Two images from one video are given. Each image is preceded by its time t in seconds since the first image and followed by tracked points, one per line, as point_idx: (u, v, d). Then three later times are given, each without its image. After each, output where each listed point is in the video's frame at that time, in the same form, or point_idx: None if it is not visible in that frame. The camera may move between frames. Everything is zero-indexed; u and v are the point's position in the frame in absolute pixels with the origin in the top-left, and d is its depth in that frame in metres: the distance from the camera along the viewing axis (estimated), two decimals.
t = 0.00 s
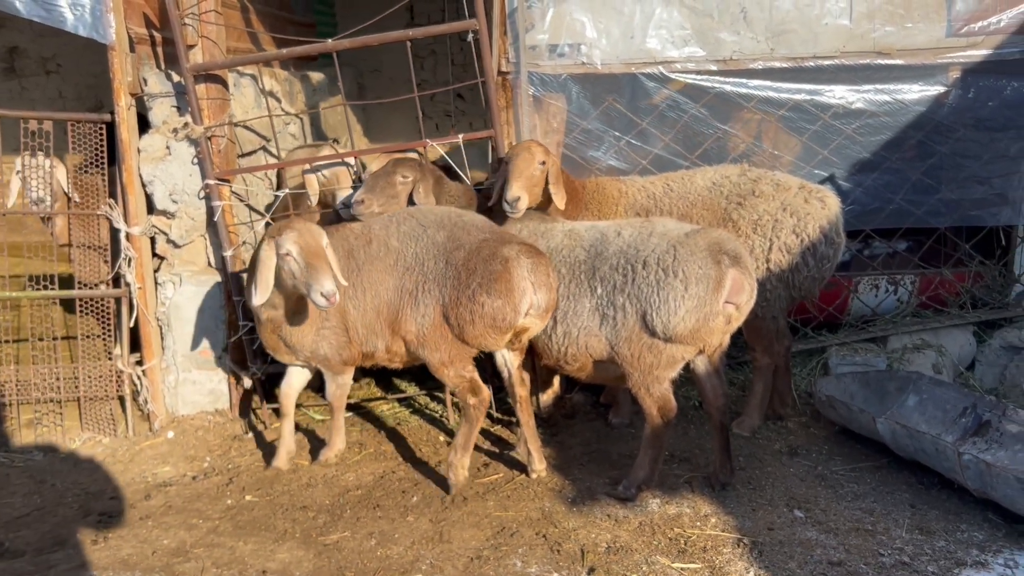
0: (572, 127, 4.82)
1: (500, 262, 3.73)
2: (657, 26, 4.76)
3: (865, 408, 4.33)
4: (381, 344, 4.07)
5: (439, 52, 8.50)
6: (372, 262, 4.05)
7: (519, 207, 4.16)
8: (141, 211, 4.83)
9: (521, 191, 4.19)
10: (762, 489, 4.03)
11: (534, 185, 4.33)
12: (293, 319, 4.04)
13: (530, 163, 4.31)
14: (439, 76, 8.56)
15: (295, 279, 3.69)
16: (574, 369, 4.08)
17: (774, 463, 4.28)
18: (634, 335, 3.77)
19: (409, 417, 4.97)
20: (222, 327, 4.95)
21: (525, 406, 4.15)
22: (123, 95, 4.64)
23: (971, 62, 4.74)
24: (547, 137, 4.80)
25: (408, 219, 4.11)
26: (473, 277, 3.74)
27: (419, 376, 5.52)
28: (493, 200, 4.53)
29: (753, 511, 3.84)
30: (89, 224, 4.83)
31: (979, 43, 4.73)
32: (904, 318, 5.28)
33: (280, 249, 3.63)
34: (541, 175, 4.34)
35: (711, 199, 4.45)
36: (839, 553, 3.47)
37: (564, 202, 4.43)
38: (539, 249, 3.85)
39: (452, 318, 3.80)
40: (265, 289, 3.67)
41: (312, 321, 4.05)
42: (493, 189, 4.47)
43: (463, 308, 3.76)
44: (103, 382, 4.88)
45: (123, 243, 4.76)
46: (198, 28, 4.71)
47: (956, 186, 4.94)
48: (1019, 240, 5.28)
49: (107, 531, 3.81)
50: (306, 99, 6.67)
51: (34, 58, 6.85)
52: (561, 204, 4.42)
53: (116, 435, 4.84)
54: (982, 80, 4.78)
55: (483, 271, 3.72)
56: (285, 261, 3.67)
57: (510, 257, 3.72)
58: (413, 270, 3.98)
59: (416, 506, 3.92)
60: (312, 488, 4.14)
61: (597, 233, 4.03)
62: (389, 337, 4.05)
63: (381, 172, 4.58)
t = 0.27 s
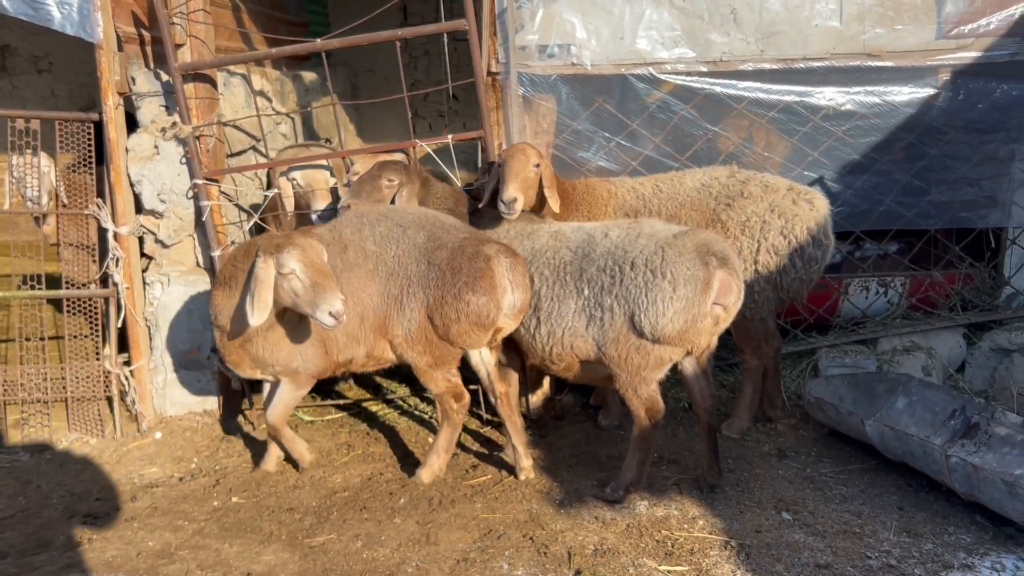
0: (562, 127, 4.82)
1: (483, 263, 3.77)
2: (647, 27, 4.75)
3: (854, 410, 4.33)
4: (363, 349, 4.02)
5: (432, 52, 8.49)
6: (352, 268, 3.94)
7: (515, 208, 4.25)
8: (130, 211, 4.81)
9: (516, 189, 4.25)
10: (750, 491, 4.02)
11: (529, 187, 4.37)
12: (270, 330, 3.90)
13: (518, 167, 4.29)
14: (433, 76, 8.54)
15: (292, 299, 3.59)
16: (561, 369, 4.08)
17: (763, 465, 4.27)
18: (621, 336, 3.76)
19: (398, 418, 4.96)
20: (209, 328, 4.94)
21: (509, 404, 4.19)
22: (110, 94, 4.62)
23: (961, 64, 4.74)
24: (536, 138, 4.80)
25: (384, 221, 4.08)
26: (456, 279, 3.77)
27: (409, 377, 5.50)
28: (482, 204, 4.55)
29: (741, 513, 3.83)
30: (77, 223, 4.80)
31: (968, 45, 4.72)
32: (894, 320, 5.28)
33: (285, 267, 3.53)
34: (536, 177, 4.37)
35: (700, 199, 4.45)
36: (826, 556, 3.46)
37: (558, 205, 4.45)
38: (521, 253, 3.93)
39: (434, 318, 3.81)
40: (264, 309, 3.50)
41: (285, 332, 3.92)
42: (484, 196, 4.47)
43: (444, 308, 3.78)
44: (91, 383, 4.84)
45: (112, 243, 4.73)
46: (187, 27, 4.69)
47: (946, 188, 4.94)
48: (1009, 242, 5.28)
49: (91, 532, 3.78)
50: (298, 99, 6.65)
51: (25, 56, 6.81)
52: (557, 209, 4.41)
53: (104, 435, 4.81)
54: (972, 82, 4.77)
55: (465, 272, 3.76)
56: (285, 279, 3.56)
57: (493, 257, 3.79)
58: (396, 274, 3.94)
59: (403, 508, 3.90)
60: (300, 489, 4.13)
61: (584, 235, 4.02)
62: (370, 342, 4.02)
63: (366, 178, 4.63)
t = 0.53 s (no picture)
0: (555, 128, 4.81)
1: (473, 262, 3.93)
2: (640, 27, 4.75)
3: (846, 411, 4.33)
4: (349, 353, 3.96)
5: (426, 52, 8.47)
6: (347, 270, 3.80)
7: (498, 216, 4.27)
8: (121, 211, 4.81)
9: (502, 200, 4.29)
10: (742, 492, 4.02)
11: (513, 193, 4.41)
12: (275, 348, 3.61)
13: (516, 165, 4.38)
14: (427, 76, 8.53)
15: (327, 309, 3.42)
16: (553, 370, 4.08)
17: (755, 466, 4.27)
18: (612, 337, 3.75)
19: (390, 418, 4.96)
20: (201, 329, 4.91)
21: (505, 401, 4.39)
22: (101, 93, 4.61)
23: (953, 65, 4.75)
24: (529, 138, 4.81)
25: (358, 220, 4.04)
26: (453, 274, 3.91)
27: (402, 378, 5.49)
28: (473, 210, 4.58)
29: (732, 514, 3.82)
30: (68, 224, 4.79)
31: (961, 46, 4.73)
32: (886, 321, 5.27)
33: (326, 274, 3.40)
34: (522, 182, 4.40)
35: (693, 200, 4.45)
36: (817, 557, 3.46)
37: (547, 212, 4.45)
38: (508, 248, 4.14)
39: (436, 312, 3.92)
40: (298, 319, 3.30)
41: (291, 349, 3.64)
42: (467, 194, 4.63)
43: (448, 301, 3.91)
44: (83, 383, 4.83)
45: (103, 243, 4.72)
46: (178, 26, 4.67)
47: (938, 189, 4.94)
48: (1000, 243, 5.27)
49: (81, 534, 3.77)
50: (292, 98, 6.64)
51: (18, 55, 6.74)
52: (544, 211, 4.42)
53: (95, 436, 4.80)
54: (964, 83, 4.78)
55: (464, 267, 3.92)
56: (322, 287, 3.40)
57: (478, 256, 3.97)
58: (389, 272, 3.92)
59: (394, 508, 3.89)
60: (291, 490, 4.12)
61: (575, 235, 4.01)
62: (365, 347, 3.92)
63: (356, 179, 4.62)
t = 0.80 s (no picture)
0: (548, 127, 4.80)
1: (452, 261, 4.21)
2: (633, 26, 4.75)
3: (840, 410, 4.33)
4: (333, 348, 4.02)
5: (420, 51, 8.47)
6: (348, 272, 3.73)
7: (477, 220, 4.20)
8: (112, 211, 4.79)
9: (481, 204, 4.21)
10: (736, 491, 4.02)
11: (496, 196, 4.32)
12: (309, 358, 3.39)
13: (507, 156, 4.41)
14: (421, 75, 8.52)
15: (382, 305, 3.19)
16: (547, 370, 4.07)
17: (749, 465, 4.27)
18: (606, 336, 3.74)
19: (384, 418, 4.95)
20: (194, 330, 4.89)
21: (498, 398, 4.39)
22: (93, 93, 4.59)
23: (946, 64, 4.75)
24: (522, 137, 4.79)
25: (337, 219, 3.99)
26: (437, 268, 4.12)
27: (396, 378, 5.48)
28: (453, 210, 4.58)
29: (726, 513, 3.82)
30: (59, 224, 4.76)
31: (953, 45, 4.75)
32: (879, 319, 5.27)
33: (383, 268, 3.16)
34: (504, 185, 4.32)
35: (686, 199, 4.44)
36: (811, 556, 3.46)
37: (525, 215, 4.31)
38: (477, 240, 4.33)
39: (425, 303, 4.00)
40: (357, 319, 3.04)
41: (317, 357, 3.44)
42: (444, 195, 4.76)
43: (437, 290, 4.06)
44: (75, 384, 4.79)
45: (94, 243, 4.70)
46: (170, 25, 4.66)
47: (931, 188, 4.95)
48: (993, 242, 5.27)
49: (72, 535, 3.75)
50: (285, 98, 6.62)
51: (10, 54, 6.71)
52: (521, 216, 4.27)
53: (87, 437, 4.78)
54: (957, 82, 4.78)
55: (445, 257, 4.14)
56: (379, 283, 3.16)
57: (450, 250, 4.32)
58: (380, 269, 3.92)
59: (388, 509, 3.88)
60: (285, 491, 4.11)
61: (569, 234, 4.01)
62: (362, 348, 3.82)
63: (340, 187, 4.66)
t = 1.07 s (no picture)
0: (543, 125, 4.80)
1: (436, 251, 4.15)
2: (628, 24, 4.73)
3: (835, 407, 4.34)
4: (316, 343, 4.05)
5: (413, 49, 8.44)
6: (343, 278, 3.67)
7: (468, 218, 4.24)
8: (106, 211, 4.75)
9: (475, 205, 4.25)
10: (732, 488, 4.03)
11: (488, 194, 4.33)
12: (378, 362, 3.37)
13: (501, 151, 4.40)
14: (414, 73, 8.49)
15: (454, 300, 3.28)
16: (544, 369, 4.06)
17: (745, 462, 4.28)
18: (603, 334, 3.75)
19: (380, 417, 4.94)
20: (188, 330, 4.87)
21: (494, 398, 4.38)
22: (85, 92, 4.56)
23: (939, 61, 4.76)
24: (516, 135, 4.79)
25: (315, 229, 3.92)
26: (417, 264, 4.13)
27: (390, 377, 5.48)
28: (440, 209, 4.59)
29: (723, 510, 3.83)
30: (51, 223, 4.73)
31: (947, 42, 4.73)
32: (874, 317, 5.29)
33: (462, 266, 3.23)
34: (496, 182, 4.33)
35: (680, 197, 4.44)
36: (807, 553, 3.47)
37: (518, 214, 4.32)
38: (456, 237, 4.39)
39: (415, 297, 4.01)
40: (430, 313, 3.10)
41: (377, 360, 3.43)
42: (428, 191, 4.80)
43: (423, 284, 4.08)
44: (68, 384, 4.77)
45: (87, 243, 4.67)
46: (162, 23, 4.62)
47: (925, 185, 4.96)
48: (986, 239, 5.28)
49: (66, 537, 3.73)
50: (277, 96, 6.59)
51: None
52: (515, 216, 4.30)
53: (80, 438, 4.75)
54: (950, 79, 4.80)
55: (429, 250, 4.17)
56: (456, 280, 3.24)
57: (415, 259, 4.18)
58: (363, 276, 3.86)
59: (384, 508, 3.87)
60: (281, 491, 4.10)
61: (565, 233, 4.00)
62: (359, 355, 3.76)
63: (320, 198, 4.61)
